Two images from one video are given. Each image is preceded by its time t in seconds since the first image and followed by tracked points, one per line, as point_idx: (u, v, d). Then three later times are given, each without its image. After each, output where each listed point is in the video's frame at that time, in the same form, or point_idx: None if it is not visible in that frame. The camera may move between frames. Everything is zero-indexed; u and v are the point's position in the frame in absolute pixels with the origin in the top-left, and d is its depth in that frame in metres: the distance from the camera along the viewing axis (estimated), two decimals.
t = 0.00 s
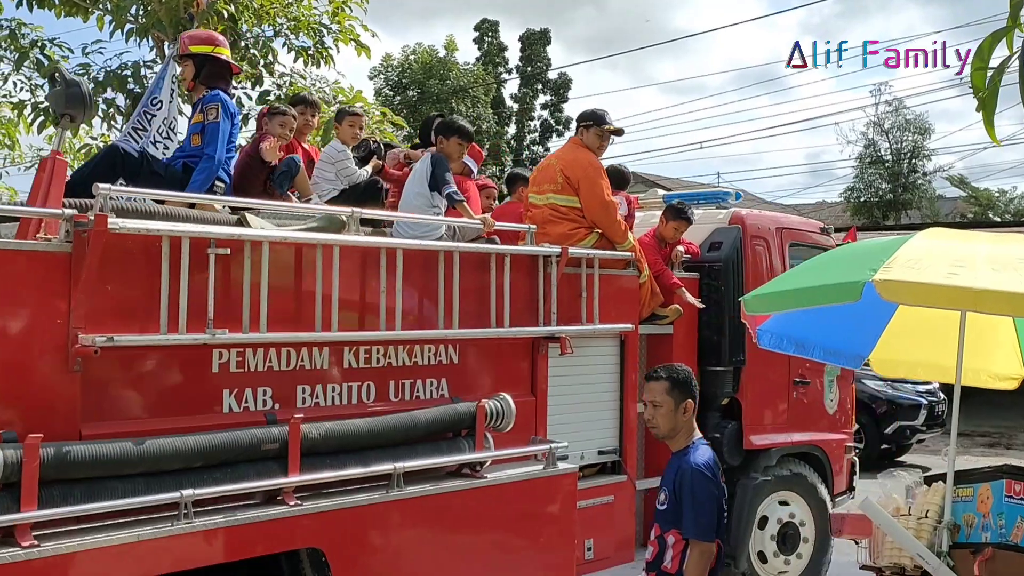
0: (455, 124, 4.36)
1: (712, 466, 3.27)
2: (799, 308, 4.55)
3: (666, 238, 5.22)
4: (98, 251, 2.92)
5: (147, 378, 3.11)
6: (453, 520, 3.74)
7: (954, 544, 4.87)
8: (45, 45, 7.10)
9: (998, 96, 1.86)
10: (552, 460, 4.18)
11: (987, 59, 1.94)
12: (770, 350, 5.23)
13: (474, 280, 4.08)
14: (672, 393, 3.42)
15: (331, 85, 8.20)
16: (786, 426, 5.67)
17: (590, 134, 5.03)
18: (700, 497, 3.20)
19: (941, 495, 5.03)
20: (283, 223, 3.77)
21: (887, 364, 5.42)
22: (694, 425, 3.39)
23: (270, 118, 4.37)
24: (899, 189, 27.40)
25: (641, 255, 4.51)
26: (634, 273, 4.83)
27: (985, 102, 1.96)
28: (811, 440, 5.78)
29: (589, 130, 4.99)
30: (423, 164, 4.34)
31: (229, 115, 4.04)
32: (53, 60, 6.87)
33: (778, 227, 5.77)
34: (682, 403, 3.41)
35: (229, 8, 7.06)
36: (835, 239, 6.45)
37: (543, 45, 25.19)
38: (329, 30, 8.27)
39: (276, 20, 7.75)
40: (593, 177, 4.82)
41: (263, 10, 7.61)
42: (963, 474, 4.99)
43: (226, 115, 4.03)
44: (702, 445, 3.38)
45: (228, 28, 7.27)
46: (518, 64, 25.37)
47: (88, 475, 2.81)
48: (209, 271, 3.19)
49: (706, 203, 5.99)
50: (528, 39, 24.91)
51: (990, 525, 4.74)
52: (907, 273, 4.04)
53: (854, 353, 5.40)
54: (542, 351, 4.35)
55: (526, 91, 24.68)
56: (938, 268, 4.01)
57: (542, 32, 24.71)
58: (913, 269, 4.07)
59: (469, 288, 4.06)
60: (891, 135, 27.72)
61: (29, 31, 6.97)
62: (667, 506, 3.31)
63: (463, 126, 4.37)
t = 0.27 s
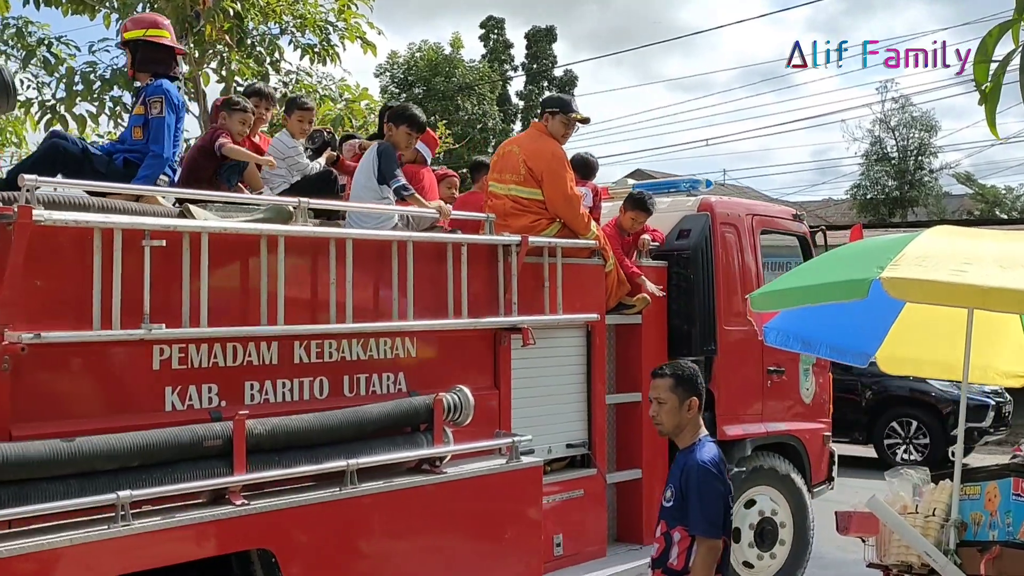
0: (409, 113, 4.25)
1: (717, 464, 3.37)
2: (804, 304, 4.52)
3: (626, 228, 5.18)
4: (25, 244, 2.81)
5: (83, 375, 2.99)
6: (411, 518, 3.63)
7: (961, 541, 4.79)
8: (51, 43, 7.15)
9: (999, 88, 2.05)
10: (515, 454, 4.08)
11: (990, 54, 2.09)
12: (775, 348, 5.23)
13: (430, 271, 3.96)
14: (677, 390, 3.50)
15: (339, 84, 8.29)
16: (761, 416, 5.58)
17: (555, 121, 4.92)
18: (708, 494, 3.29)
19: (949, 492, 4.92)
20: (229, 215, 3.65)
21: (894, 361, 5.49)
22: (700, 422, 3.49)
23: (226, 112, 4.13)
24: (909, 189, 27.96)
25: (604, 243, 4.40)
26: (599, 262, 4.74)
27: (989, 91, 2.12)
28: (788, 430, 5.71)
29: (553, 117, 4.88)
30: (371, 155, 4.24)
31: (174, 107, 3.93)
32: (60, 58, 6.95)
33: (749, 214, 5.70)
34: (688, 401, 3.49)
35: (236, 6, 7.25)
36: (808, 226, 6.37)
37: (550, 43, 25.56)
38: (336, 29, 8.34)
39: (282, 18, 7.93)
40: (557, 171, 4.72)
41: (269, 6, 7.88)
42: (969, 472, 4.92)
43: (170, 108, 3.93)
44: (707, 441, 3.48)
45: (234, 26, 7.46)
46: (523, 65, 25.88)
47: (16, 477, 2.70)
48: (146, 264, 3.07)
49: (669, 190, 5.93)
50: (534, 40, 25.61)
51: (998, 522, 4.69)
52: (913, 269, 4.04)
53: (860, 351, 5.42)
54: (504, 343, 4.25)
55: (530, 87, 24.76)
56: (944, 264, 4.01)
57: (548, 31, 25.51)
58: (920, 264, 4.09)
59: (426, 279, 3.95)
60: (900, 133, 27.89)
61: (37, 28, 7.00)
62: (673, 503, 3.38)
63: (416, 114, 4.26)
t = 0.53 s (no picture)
0: (358, 97, 4.14)
1: (724, 463, 3.31)
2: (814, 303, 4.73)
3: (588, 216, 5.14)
4: None
5: (37, 378, 2.88)
6: (384, 524, 3.53)
7: (969, 540, 4.89)
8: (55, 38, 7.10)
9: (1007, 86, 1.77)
10: (491, 456, 3.98)
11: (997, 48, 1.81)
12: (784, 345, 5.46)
13: (403, 268, 3.84)
14: (678, 387, 3.46)
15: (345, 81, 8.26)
16: (744, 412, 5.50)
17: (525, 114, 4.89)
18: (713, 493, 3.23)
19: (958, 491, 5.03)
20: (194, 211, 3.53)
21: (903, 360, 5.50)
22: (703, 419, 3.43)
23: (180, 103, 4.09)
24: (914, 185, 28.06)
25: (581, 238, 4.29)
26: (579, 257, 4.64)
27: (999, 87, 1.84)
28: (771, 427, 5.63)
29: (521, 109, 4.83)
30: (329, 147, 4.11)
31: (121, 94, 3.78)
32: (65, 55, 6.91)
33: (733, 206, 5.61)
34: (689, 399, 3.44)
35: (243, 5, 7.02)
36: (792, 219, 6.29)
37: (555, 41, 25.66)
38: (342, 26, 8.33)
39: (288, 17, 7.86)
40: (527, 162, 4.61)
41: (276, 6, 7.78)
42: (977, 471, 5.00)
43: (117, 96, 3.76)
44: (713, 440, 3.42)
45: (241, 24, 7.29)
46: (531, 60, 25.87)
47: None
48: (103, 264, 2.95)
49: (652, 183, 5.80)
50: (539, 36, 25.59)
51: (1007, 520, 4.75)
52: (922, 269, 4.27)
53: (868, 349, 5.56)
54: (481, 340, 4.15)
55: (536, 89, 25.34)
56: (953, 264, 4.23)
57: (553, 30, 25.60)
58: (929, 264, 4.31)
59: (400, 276, 3.83)
60: (908, 130, 28.09)
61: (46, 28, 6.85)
62: (679, 502, 3.33)
63: (369, 100, 4.15)
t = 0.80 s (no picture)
0: (325, 92, 4.10)
1: (728, 462, 3.29)
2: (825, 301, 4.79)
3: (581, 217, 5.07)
4: None
5: (3, 382, 2.80)
6: (363, 528, 3.46)
7: (979, 538, 5.04)
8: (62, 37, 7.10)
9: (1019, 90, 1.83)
10: (476, 457, 3.90)
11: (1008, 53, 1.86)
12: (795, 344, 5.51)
13: (385, 267, 3.76)
14: (680, 384, 3.47)
15: (351, 80, 8.21)
16: (735, 412, 5.43)
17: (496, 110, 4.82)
18: (715, 493, 3.22)
19: (967, 491, 5.14)
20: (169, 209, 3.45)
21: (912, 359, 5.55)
22: (705, 417, 3.43)
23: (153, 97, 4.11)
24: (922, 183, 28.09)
25: (569, 236, 4.21)
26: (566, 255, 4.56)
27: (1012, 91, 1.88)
28: (762, 427, 5.57)
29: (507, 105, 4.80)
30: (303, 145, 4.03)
31: (78, 86, 3.70)
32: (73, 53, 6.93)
33: (724, 204, 5.55)
34: (692, 397, 3.44)
35: (250, 4, 6.97)
36: (785, 216, 6.22)
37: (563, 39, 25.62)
38: (349, 25, 8.28)
39: (296, 15, 7.62)
40: (512, 158, 4.56)
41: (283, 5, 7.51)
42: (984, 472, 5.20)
43: (75, 89, 3.69)
44: (717, 438, 3.41)
45: (248, 23, 7.21)
46: (536, 59, 25.88)
47: None
48: (71, 264, 2.87)
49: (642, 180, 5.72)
50: (547, 35, 25.55)
51: (1015, 519, 4.96)
52: (932, 266, 4.27)
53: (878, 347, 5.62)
54: (465, 340, 4.08)
55: (543, 87, 25.42)
56: (963, 263, 4.24)
57: (562, 28, 25.52)
58: (938, 261, 4.32)
59: (381, 275, 3.75)
60: (915, 128, 28.25)
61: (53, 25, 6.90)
62: (683, 502, 3.32)
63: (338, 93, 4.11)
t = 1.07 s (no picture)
0: (309, 87, 4.05)
1: (733, 463, 3.26)
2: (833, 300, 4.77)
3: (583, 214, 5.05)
4: None
5: None
6: (354, 531, 3.42)
7: (988, 539, 4.86)
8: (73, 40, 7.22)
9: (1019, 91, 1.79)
10: (468, 459, 3.86)
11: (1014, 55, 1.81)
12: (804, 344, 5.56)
13: (374, 266, 3.71)
14: (689, 382, 3.43)
15: (358, 79, 8.21)
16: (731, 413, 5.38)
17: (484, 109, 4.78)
18: (718, 494, 3.19)
19: (976, 490, 5.00)
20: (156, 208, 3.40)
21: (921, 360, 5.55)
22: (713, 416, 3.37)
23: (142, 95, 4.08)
24: (931, 182, 28.27)
25: (562, 235, 4.15)
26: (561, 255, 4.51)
27: (1013, 89, 1.84)
28: (758, 428, 5.52)
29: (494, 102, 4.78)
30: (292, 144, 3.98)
31: (59, 83, 3.67)
32: (82, 55, 7.04)
33: (721, 202, 5.50)
34: (699, 396, 3.40)
35: (258, 5, 6.98)
36: (782, 215, 6.17)
37: (569, 38, 25.61)
38: (356, 25, 8.28)
39: (304, 15, 7.59)
40: (510, 150, 4.54)
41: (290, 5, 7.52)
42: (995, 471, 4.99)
43: (56, 86, 3.65)
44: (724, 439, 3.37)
45: (257, 23, 7.20)
46: (544, 58, 25.90)
47: None
48: (55, 264, 2.82)
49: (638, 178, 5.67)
50: (554, 34, 25.55)
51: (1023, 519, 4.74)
52: (940, 264, 4.27)
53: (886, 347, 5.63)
54: (457, 340, 4.03)
55: (550, 85, 25.47)
56: (971, 261, 4.23)
57: (567, 27, 25.51)
58: (947, 259, 4.31)
59: (372, 275, 3.70)
60: (924, 127, 28.37)
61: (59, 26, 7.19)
62: (687, 502, 3.29)
63: (319, 88, 4.06)
